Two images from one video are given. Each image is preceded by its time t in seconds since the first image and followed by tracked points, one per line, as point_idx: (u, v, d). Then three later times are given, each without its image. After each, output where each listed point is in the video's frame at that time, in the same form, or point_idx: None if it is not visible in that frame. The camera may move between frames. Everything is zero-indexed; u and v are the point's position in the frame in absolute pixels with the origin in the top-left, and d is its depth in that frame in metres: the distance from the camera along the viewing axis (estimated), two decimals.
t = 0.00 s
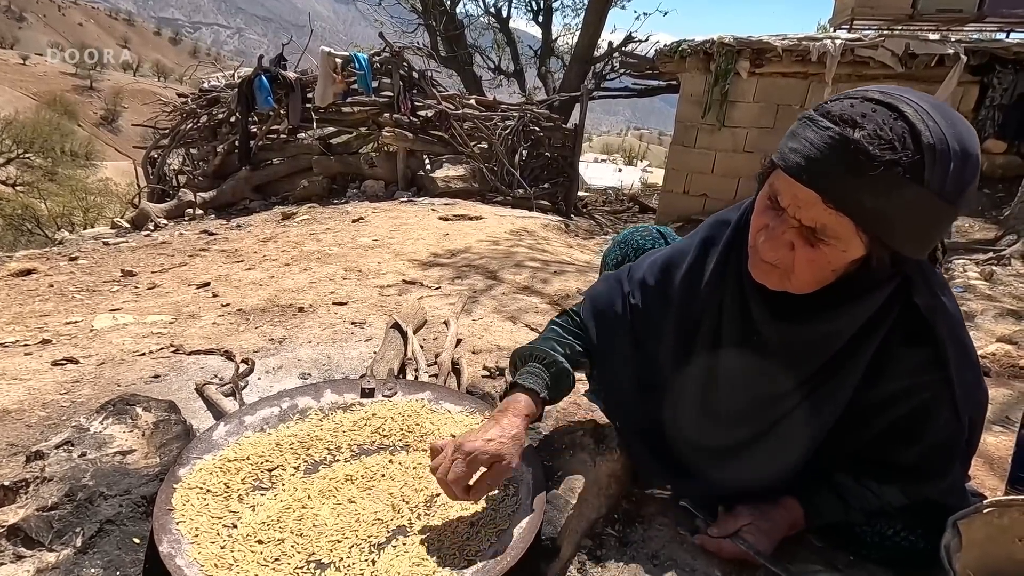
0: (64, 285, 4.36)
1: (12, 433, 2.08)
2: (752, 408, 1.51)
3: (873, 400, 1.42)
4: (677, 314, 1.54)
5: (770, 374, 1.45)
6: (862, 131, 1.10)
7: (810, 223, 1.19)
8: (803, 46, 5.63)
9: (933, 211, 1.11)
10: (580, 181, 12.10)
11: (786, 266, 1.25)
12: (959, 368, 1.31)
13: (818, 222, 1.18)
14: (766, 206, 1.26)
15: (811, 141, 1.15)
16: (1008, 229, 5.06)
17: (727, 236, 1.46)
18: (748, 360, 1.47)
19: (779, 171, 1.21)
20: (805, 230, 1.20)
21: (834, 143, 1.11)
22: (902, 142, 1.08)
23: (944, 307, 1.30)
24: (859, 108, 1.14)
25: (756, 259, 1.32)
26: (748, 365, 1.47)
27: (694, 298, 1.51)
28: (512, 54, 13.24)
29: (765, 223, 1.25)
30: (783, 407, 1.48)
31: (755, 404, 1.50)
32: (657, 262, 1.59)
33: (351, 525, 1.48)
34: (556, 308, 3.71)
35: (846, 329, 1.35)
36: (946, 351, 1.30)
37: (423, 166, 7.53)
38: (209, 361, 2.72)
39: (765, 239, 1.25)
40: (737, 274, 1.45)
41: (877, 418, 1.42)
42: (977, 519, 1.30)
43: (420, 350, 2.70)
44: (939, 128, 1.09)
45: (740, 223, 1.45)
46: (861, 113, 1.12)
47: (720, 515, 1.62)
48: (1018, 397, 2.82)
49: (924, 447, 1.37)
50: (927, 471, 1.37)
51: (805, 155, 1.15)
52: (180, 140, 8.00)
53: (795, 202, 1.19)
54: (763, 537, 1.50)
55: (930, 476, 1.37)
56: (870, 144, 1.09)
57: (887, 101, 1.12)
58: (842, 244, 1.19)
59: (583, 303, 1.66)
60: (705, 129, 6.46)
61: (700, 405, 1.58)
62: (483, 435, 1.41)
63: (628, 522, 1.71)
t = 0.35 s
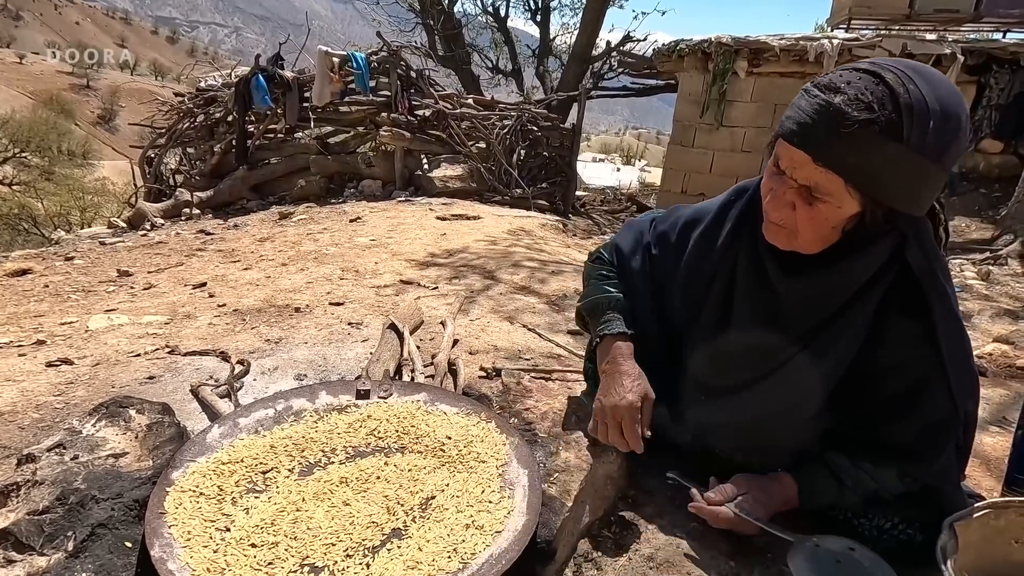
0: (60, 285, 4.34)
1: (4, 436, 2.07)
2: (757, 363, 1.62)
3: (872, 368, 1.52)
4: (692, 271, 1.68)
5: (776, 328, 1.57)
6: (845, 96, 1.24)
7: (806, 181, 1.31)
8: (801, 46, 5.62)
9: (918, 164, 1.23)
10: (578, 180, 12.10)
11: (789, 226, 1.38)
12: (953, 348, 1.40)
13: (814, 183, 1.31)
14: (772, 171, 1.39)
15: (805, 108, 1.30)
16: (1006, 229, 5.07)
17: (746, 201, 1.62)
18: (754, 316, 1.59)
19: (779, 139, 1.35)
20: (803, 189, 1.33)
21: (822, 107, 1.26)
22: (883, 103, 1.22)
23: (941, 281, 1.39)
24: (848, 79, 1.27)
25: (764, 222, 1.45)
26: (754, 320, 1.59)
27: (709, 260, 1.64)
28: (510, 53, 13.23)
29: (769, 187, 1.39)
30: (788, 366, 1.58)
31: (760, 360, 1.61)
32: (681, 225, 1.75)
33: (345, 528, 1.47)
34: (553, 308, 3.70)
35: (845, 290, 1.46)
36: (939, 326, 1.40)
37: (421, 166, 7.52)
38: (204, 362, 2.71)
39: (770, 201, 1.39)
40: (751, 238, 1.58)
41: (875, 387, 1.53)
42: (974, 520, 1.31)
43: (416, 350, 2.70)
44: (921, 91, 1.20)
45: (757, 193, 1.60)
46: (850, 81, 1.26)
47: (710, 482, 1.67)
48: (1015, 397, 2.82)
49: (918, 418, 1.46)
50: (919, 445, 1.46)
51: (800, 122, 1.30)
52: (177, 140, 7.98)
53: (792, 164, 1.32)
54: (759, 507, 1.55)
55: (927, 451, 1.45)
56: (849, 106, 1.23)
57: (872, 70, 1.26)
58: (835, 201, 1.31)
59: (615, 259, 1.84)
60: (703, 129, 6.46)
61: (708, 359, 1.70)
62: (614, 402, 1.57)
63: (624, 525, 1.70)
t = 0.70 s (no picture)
0: (56, 286, 4.33)
1: None
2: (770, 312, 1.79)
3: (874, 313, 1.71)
4: (712, 234, 1.87)
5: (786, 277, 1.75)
6: (837, 55, 1.46)
7: (808, 136, 1.50)
8: (799, 46, 5.62)
9: (908, 108, 1.44)
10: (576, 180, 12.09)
11: (798, 181, 1.56)
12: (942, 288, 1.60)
13: (816, 136, 1.49)
14: (777, 134, 1.58)
15: (803, 71, 1.50)
16: (1002, 229, 5.08)
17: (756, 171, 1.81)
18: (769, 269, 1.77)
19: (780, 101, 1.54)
20: (806, 144, 1.52)
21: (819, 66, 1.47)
22: (873, 56, 1.44)
23: (931, 225, 1.60)
24: (837, 46, 1.50)
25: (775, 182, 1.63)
26: (767, 270, 1.77)
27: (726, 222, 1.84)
28: (508, 52, 13.22)
29: (775, 149, 1.58)
30: (798, 315, 1.77)
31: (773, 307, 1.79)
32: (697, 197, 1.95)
33: (340, 532, 1.46)
34: (551, 309, 3.70)
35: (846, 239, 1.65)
36: (930, 266, 1.60)
37: (418, 166, 7.51)
38: (200, 364, 2.70)
39: (778, 160, 1.57)
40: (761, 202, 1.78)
41: (877, 330, 1.72)
42: (969, 524, 1.32)
43: (413, 352, 2.70)
44: (900, 46, 1.44)
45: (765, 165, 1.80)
46: (840, 45, 1.49)
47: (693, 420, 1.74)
48: (1011, 397, 2.83)
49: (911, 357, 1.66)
50: (917, 378, 1.66)
51: (800, 84, 1.50)
52: (174, 140, 7.96)
53: (794, 122, 1.52)
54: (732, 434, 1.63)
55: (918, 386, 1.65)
56: (840, 62, 1.44)
57: (856, 35, 1.49)
58: (836, 150, 1.50)
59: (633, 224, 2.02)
60: (701, 129, 6.47)
61: (727, 314, 1.87)
62: (669, 370, 1.72)
63: (620, 528, 1.76)
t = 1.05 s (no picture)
0: (53, 286, 4.32)
1: None
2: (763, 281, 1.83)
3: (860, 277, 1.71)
4: (709, 205, 1.93)
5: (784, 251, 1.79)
6: (826, 34, 1.58)
7: (805, 110, 1.58)
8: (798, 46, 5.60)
9: (893, 79, 1.54)
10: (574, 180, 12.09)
11: (796, 154, 1.63)
12: (927, 249, 1.61)
13: (810, 108, 1.57)
14: (774, 112, 1.66)
15: (795, 51, 1.61)
16: (1000, 229, 5.08)
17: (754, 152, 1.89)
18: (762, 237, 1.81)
19: (777, 81, 1.64)
20: (803, 118, 1.59)
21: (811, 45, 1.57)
22: (857, 35, 1.56)
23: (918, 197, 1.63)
24: (825, 29, 1.61)
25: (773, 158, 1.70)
26: (761, 239, 1.82)
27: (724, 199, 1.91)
28: (507, 52, 13.21)
29: (773, 127, 1.65)
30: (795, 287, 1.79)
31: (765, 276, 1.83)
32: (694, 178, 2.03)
33: (336, 535, 1.46)
34: (549, 310, 3.70)
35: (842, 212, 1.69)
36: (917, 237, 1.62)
37: (416, 166, 7.51)
38: (198, 366, 2.69)
39: (776, 136, 1.64)
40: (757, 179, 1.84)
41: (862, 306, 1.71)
42: (965, 526, 1.32)
43: (411, 353, 2.70)
44: (881, 27, 1.57)
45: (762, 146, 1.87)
46: (828, 28, 1.61)
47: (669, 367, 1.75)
48: (1008, 398, 2.83)
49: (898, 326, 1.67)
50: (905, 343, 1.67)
51: (793, 62, 1.60)
52: (171, 139, 7.95)
53: (791, 98, 1.59)
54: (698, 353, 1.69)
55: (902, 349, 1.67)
56: (830, 38, 1.55)
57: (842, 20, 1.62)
58: (831, 119, 1.57)
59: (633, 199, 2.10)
60: (699, 129, 6.50)
61: (726, 291, 1.91)
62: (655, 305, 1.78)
63: (618, 530, 1.75)
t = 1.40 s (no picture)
0: (51, 287, 4.32)
1: None
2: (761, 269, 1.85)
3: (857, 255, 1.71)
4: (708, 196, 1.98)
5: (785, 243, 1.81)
6: (821, 28, 1.59)
7: (800, 103, 1.60)
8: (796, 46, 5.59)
9: (884, 71, 1.55)
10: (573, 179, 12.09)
11: (793, 147, 1.65)
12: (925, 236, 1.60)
13: (806, 101, 1.59)
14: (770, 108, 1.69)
15: (790, 47, 1.63)
16: (999, 229, 5.08)
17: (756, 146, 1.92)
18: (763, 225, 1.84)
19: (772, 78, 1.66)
20: (799, 112, 1.61)
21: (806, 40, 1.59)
22: (854, 27, 1.56)
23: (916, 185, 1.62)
24: (820, 23, 1.63)
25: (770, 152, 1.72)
26: (759, 229, 1.84)
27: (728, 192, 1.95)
28: (506, 51, 13.20)
29: (770, 121, 1.67)
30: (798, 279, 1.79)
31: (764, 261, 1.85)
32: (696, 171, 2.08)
33: (335, 536, 1.46)
34: (548, 310, 3.70)
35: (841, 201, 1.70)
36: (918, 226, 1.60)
37: (416, 166, 7.47)
38: (197, 366, 2.69)
39: (773, 130, 1.67)
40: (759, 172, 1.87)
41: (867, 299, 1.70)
42: (963, 528, 1.32)
43: (410, 353, 2.70)
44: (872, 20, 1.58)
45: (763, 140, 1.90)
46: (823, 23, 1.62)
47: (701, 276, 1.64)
48: (1007, 398, 2.84)
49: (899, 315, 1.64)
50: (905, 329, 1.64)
51: (789, 58, 1.62)
52: (170, 139, 7.94)
53: (786, 93, 1.61)
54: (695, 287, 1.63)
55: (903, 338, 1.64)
56: (824, 33, 1.57)
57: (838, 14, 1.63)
58: (825, 112, 1.59)
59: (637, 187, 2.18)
60: (699, 129, 6.51)
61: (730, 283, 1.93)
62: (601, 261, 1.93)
63: (617, 531, 1.75)
